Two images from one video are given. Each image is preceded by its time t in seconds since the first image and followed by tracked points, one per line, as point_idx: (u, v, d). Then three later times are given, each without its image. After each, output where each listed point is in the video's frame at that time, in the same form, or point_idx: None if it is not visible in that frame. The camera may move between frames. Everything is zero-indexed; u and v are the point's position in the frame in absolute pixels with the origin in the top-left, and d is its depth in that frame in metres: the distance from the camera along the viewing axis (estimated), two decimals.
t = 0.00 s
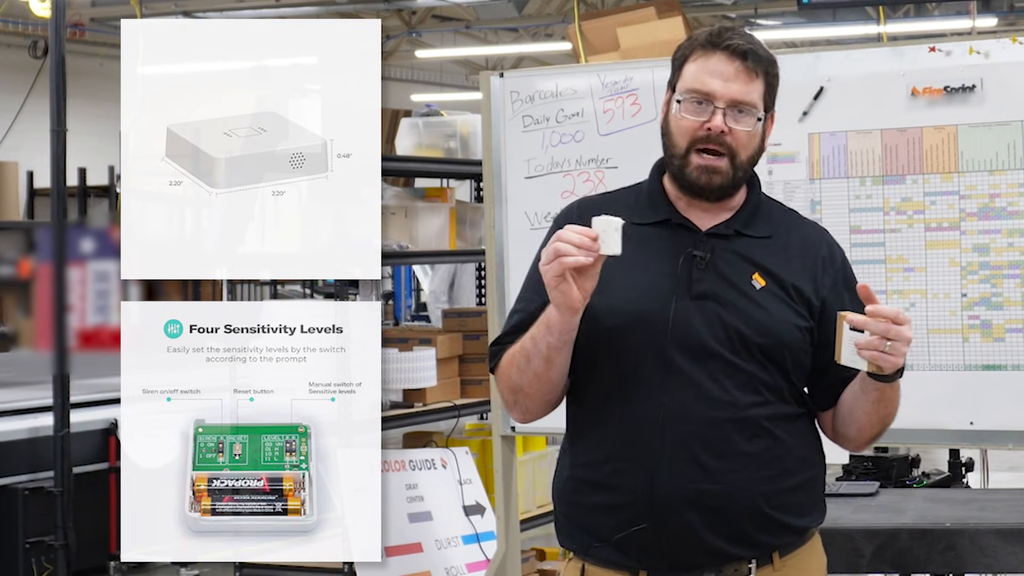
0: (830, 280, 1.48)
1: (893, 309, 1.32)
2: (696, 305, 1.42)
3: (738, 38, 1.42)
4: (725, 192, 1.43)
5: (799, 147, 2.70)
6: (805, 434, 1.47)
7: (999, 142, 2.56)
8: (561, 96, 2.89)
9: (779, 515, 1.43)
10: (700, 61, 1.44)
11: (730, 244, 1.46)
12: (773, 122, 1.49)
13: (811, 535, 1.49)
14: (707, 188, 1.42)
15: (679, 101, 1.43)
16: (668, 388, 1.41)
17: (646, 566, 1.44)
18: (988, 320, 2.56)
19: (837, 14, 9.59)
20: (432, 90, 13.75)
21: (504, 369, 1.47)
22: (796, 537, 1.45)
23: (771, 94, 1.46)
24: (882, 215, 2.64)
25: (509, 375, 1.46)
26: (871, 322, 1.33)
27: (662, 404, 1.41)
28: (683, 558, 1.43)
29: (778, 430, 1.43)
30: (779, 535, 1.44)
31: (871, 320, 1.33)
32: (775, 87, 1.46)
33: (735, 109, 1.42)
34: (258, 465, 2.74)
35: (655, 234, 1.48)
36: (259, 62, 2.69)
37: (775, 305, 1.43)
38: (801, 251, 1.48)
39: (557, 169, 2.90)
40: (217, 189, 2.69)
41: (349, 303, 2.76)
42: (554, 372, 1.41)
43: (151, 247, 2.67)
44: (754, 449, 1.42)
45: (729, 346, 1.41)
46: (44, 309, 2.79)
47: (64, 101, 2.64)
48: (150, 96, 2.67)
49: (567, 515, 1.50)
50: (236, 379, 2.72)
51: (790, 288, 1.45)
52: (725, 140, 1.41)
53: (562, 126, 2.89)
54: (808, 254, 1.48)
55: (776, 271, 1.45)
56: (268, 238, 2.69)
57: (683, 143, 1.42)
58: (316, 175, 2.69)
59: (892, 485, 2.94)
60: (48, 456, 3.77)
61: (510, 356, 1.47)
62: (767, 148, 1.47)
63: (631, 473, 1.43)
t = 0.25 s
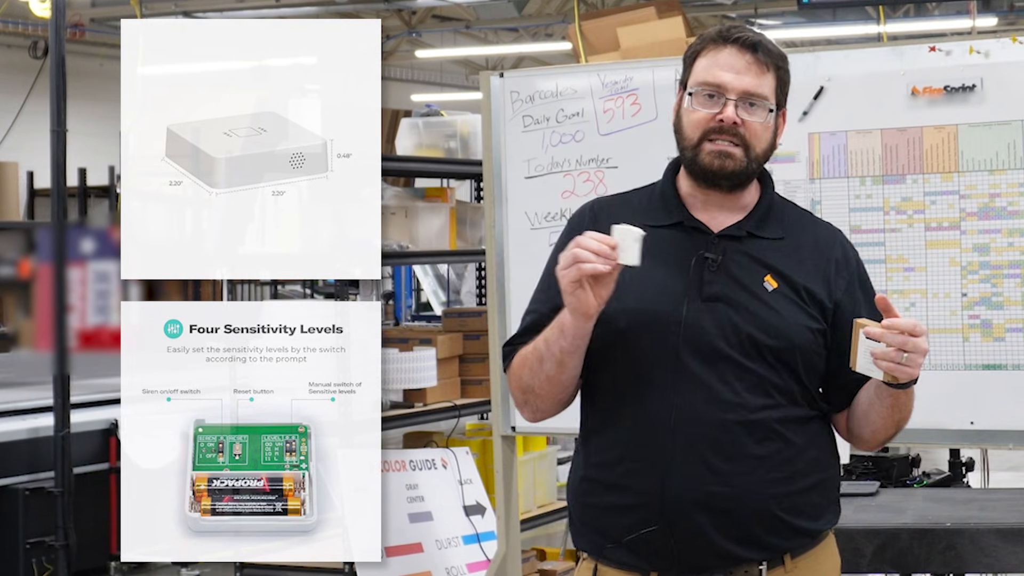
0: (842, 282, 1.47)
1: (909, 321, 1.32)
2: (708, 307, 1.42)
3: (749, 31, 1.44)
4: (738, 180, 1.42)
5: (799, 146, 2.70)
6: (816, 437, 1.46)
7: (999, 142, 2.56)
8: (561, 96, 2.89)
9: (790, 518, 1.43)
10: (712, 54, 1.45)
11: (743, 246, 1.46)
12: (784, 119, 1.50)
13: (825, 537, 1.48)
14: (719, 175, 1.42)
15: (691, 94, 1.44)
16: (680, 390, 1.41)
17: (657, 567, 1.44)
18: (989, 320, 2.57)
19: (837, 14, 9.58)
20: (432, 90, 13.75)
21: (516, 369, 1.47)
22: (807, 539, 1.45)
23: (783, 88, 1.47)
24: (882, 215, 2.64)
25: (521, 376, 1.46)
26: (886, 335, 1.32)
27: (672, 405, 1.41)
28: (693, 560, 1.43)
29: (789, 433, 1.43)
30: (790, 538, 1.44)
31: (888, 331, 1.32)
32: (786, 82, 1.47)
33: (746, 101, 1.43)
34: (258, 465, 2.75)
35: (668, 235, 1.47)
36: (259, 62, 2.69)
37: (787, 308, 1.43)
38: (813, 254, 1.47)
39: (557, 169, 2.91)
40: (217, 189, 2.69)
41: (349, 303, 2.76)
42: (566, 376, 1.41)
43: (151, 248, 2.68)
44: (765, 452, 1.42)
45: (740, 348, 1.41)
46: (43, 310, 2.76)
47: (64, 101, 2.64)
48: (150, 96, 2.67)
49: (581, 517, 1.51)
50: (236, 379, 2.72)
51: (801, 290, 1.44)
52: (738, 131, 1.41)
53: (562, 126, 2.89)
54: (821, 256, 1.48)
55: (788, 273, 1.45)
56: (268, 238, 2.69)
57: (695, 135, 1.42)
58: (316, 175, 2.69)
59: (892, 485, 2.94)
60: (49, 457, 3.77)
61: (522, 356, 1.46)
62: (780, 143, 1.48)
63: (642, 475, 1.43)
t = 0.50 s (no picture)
0: (852, 284, 1.47)
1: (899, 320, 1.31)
2: (717, 308, 1.42)
3: (738, 37, 1.42)
4: (740, 186, 1.43)
5: (800, 146, 2.69)
6: (824, 438, 1.46)
7: (1000, 141, 2.56)
8: (562, 96, 2.89)
9: (796, 520, 1.43)
10: (704, 62, 1.44)
11: (752, 247, 1.45)
12: (785, 116, 1.48)
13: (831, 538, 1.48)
14: (720, 183, 1.43)
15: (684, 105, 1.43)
16: (687, 391, 1.41)
17: (662, 567, 1.45)
18: (989, 319, 2.56)
19: (838, 14, 9.58)
20: (432, 90, 13.75)
21: (522, 363, 1.48)
22: (813, 541, 1.45)
23: (779, 89, 1.45)
24: (883, 215, 2.64)
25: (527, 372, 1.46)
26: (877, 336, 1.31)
27: (679, 406, 1.41)
28: (699, 560, 1.43)
29: (797, 435, 1.43)
30: (795, 539, 1.44)
31: (879, 332, 1.31)
32: (784, 81, 1.45)
33: (740, 108, 1.41)
34: (258, 465, 2.75)
35: (678, 236, 1.47)
36: (259, 62, 2.69)
37: (796, 309, 1.43)
38: (822, 255, 1.47)
39: (557, 169, 2.91)
40: (217, 189, 2.69)
41: (349, 303, 2.76)
42: (568, 382, 1.41)
43: (151, 247, 2.67)
44: (772, 454, 1.41)
45: (749, 349, 1.41)
46: (44, 310, 2.79)
47: (64, 101, 2.64)
48: (150, 96, 2.67)
49: (586, 516, 1.51)
50: (236, 379, 2.72)
51: (811, 291, 1.44)
52: (733, 140, 1.41)
53: (563, 126, 2.89)
54: (830, 258, 1.47)
55: (798, 274, 1.45)
56: (269, 238, 2.69)
57: (693, 145, 1.43)
58: (316, 175, 2.69)
59: (892, 485, 2.94)
60: (49, 457, 3.77)
61: (533, 352, 1.46)
62: (781, 143, 1.47)
63: (649, 475, 1.43)
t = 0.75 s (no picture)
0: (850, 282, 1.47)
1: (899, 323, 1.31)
2: (716, 306, 1.42)
3: (730, 29, 1.42)
4: (743, 180, 1.43)
5: (801, 146, 2.69)
6: (823, 437, 1.46)
7: (1000, 141, 2.56)
8: (562, 96, 2.89)
9: (795, 519, 1.43)
10: (697, 57, 1.44)
11: (751, 246, 1.45)
12: (781, 107, 1.48)
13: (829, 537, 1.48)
14: (723, 179, 1.42)
15: (681, 101, 1.43)
16: (687, 389, 1.41)
17: (660, 565, 1.45)
18: (990, 319, 2.56)
19: (838, 13, 9.57)
20: (433, 90, 13.75)
21: (525, 375, 1.46)
22: (811, 540, 1.45)
23: (774, 79, 1.45)
24: (883, 215, 2.64)
25: (537, 378, 1.43)
26: (879, 340, 1.31)
27: (678, 405, 1.41)
28: (697, 559, 1.44)
29: (795, 435, 1.43)
30: (794, 539, 1.44)
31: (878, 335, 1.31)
32: (777, 72, 1.46)
33: (738, 99, 1.41)
34: (258, 465, 2.75)
35: (677, 234, 1.47)
36: (259, 62, 2.69)
37: (795, 307, 1.43)
38: (820, 253, 1.47)
39: (558, 169, 2.91)
40: (217, 189, 2.69)
41: (349, 303, 2.76)
42: (576, 379, 1.40)
43: (151, 247, 2.67)
44: (771, 452, 1.41)
45: (749, 347, 1.41)
46: (46, 311, 2.77)
47: (64, 101, 2.64)
48: (150, 96, 2.67)
49: (584, 515, 1.51)
50: (236, 379, 2.72)
51: (810, 289, 1.44)
52: (733, 132, 1.40)
53: (563, 126, 2.89)
54: (828, 256, 1.47)
55: (797, 272, 1.44)
56: (269, 238, 2.69)
57: (694, 142, 1.42)
58: (316, 175, 2.69)
59: (893, 485, 2.94)
60: (49, 457, 3.77)
61: (536, 356, 1.44)
62: (779, 134, 1.47)
63: (648, 474, 1.43)
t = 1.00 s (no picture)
0: (843, 280, 1.48)
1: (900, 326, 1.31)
2: (713, 304, 1.42)
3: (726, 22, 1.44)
4: (743, 171, 1.43)
5: (802, 145, 2.69)
6: (817, 436, 1.46)
7: (1001, 140, 2.56)
8: (563, 96, 2.89)
9: (792, 518, 1.43)
10: (694, 51, 1.45)
11: (746, 244, 1.45)
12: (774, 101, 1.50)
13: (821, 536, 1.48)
14: (725, 170, 1.42)
15: (681, 93, 1.44)
16: (686, 385, 1.40)
17: (657, 565, 1.44)
18: (991, 318, 2.56)
19: (839, 13, 9.57)
20: (433, 89, 13.76)
21: (502, 370, 1.51)
22: (807, 539, 1.45)
23: (769, 72, 1.47)
24: (884, 214, 2.64)
25: (505, 373, 1.49)
26: (880, 343, 1.31)
27: (675, 403, 1.41)
28: (694, 558, 1.42)
29: (791, 433, 1.43)
30: (790, 538, 1.43)
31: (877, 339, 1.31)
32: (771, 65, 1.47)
33: (736, 90, 1.42)
34: (258, 465, 2.75)
35: (672, 233, 1.47)
36: (260, 62, 2.69)
37: (790, 305, 1.43)
38: (815, 251, 1.47)
39: (559, 169, 2.90)
40: (217, 189, 2.69)
41: (349, 303, 2.76)
42: (545, 370, 1.45)
43: (151, 247, 2.67)
44: (767, 451, 1.41)
45: (745, 345, 1.41)
46: (46, 310, 2.77)
47: (65, 101, 2.64)
48: (151, 96, 2.67)
49: (579, 515, 1.50)
50: (236, 379, 2.71)
51: (804, 287, 1.44)
52: (734, 122, 1.41)
53: (564, 125, 2.89)
54: (822, 253, 1.47)
55: (791, 270, 1.44)
56: (269, 237, 2.69)
57: (695, 133, 1.42)
58: (316, 175, 2.69)
59: (894, 485, 2.93)
60: (50, 456, 3.77)
61: (504, 354, 1.50)
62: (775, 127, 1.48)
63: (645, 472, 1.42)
